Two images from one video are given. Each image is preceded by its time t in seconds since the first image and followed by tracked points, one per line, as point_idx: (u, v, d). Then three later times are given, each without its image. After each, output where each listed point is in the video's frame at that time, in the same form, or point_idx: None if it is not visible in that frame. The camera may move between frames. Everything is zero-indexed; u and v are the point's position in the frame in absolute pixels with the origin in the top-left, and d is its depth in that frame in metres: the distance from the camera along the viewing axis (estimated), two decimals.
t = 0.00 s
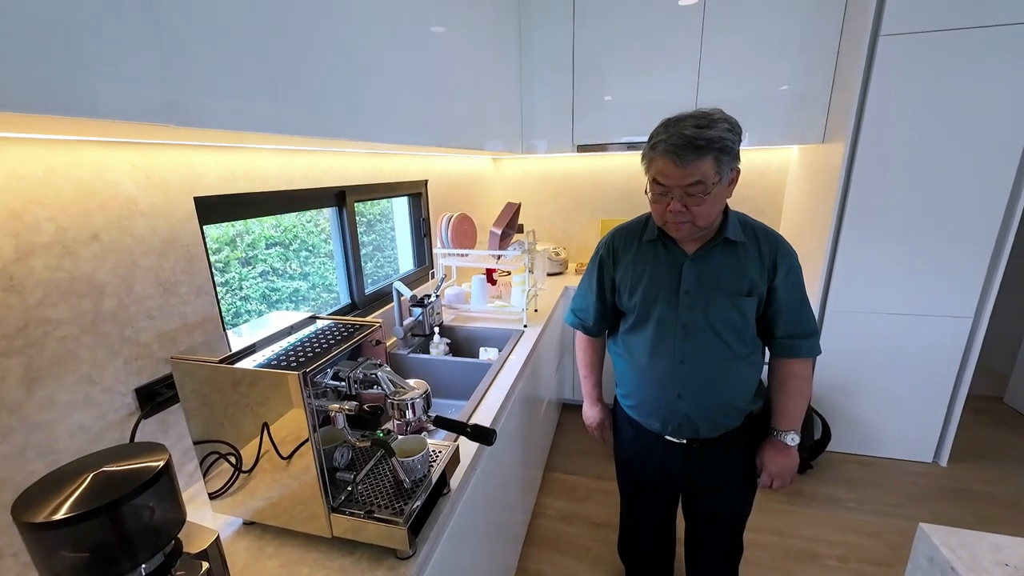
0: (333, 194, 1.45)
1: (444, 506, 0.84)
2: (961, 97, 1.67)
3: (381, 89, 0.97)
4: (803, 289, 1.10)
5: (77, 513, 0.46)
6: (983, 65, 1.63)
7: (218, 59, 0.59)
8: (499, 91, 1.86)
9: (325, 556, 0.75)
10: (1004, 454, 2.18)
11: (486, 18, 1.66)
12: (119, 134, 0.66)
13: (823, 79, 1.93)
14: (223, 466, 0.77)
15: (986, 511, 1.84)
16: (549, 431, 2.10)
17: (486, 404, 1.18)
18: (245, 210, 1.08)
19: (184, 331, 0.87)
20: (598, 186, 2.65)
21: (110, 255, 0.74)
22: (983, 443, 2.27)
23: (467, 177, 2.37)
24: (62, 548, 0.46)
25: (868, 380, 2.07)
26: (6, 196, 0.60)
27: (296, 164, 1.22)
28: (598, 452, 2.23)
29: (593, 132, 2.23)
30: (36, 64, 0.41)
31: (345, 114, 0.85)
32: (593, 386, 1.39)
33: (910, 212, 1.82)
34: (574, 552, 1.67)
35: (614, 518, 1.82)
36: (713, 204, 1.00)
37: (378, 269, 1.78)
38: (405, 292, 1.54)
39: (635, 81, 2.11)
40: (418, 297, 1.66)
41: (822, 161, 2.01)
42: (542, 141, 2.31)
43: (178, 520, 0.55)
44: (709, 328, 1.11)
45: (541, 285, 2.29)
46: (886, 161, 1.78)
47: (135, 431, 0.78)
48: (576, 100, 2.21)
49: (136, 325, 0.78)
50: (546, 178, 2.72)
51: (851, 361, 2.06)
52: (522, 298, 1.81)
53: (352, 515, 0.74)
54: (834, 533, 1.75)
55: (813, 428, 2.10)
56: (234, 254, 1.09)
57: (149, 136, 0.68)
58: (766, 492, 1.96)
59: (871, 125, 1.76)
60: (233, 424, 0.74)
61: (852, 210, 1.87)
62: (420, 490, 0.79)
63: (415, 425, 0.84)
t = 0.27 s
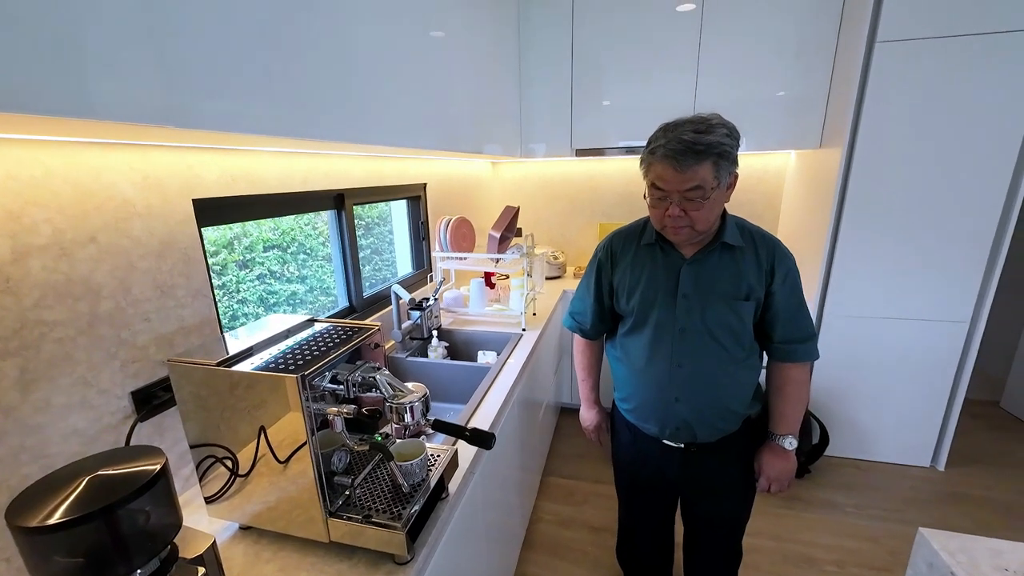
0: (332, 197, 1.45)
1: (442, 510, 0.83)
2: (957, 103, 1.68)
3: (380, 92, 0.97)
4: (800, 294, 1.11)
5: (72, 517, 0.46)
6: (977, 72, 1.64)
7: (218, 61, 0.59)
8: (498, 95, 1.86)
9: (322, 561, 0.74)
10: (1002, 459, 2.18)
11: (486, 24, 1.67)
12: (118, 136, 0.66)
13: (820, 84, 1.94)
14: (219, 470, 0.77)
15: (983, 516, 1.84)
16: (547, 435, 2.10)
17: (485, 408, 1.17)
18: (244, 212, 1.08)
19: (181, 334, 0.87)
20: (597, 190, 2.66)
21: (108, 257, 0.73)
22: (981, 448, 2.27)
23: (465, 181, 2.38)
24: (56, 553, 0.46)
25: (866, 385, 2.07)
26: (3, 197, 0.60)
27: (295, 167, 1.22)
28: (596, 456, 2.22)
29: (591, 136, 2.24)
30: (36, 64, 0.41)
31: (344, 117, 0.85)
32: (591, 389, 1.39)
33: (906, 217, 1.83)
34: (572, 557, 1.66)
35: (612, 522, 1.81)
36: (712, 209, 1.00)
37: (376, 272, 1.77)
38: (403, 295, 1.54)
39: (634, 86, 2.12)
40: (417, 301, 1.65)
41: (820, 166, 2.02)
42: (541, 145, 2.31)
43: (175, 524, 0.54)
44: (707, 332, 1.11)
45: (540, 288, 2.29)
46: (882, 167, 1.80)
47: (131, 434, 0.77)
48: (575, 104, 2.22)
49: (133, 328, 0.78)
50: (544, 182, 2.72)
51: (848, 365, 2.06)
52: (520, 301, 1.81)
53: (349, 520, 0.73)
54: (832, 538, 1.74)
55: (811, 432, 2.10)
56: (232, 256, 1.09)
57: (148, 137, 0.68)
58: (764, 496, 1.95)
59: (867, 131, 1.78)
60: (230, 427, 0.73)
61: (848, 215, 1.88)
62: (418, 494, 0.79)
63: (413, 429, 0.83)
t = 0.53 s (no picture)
0: (330, 200, 1.45)
1: (439, 514, 0.83)
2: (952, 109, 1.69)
3: (379, 95, 0.98)
4: (797, 298, 1.11)
5: (66, 521, 0.46)
6: (972, 77, 1.66)
7: (217, 64, 0.59)
8: (497, 99, 1.87)
9: (319, 565, 0.74)
10: (999, 463, 2.19)
11: (485, 27, 1.68)
12: (116, 139, 0.66)
13: (817, 89, 1.95)
14: (215, 473, 0.76)
15: (980, 520, 1.84)
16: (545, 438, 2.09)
17: (483, 412, 1.17)
18: (241, 215, 1.08)
19: (178, 336, 0.86)
20: (595, 193, 2.67)
21: (104, 260, 0.73)
22: (977, 451, 2.27)
23: (464, 184, 2.38)
24: (49, 558, 0.45)
25: (863, 389, 2.08)
26: None
27: (293, 169, 1.22)
28: (594, 459, 2.22)
29: (590, 140, 2.25)
30: (34, 66, 0.41)
31: (342, 120, 0.85)
32: (589, 393, 1.39)
33: (902, 221, 1.84)
34: (570, 561, 1.65)
35: (611, 526, 1.80)
36: (710, 212, 1.01)
37: (374, 274, 1.77)
38: (401, 298, 1.54)
39: (632, 90, 2.13)
40: (415, 304, 1.65)
41: (816, 170, 2.03)
42: (539, 148, 2.32)
43: (170, 528, 0.54)
44: (705, 336, 1.11)
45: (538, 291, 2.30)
46: (879, 171, 1.81)
47: (127, 438, 0.77)
48: (573, 108, 2.23)
49: (130, 331, 0.77)
50: (543, 185, 2.73)
51: (845, 369, 2.07)
52: (518, 304, 1.81)
53: (346, 523, 0.73)
54: (830, 542, 1.74)
55: (809, 436, 2.10)
56: (230, 259, 1.08)
57: (146, 139, 0.68)
58: (762, 500, 1.95)
59: (864, 136, 1.79)
60: (226, 430, 0.73)
61: (845, 219, 1.88)
62: (415, 498, 0.78)
63: (410, 431, 0.86)
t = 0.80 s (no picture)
0: (330, 202, 1.45)
1: (438, 516, 0.83)
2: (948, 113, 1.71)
3: (378, 98, 0.98)
4: (795, 300, 1.11)
5: (64, 522, 0.46)
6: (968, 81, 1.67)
7: (217, 67, 0.59)
8: (496, 101, 1.87)
9: (317, 567, 0.74)
10: (997, 466, 2.19)
11: (484, 31, 1.68)
12: (116, 141, 0.66)
13: (815, 93, 1.96)
14: (213, 475, 0.76)
15: (978, 522, 1.84)
16: (544, 441, 2.09)
17: (481, 414, 1.17)
18: (240, 217, 1.08)
19: (176, 338, 0.86)
20: (594, 196, 2.67)
21: (103, 261, 0.73)
22: (975, 454, 2.28)
23: (463, 186, 2.38)
24: (47, 559, 0.45)
25: (861, 391, 2.08)
26: None
27: (292, 171, 1.22)
28: (592, 462, 2.22)
29: (589, 142, 2.26)
30: (34, 68, 0.41)
31: (341, 122, 0.86)
32: (587, 396, 1.39)
33: (899, 224, 1.85)
34: (568, 564, 1.65)
35: (609, 529, 1.80)
36: (708, 215, 1.01)
37: (373, 276, 1.77)
38: (400, 300, 1.54)
39: (630, 93, 2.14)
40: (413, 306, 1.65)
41: (814, 173, 2.04)
42: (538, 150, 2.32)
43: (167, 531, 0.54)
44: (703, 338, 1.11)
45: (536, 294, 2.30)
46: (876, 174, 1.82)
47: (124, 440, 0.77)
48: (572, 110, 2.23)
49: (128, 332, 0.77)
50: (541, 187, 2.73)
51: (843, 371, 2.07)
52: (517, 306, 1.82)
53: (344, 526, 0.73)
54: (828, 545, 1.74)
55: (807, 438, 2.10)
56: (229, 261, 1.08)
57: (146, 142, 0.68)
58: (760, 503, 1.95)
59: (861, 139, 1.80)
60: (224, 432, 0.73)
61: (843, 222, 1.89)
62: (414, 500, 0.78)
63: (409, 434, 0.86)
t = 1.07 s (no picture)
0: (329, 203, 1.46)
1: (436, 517, 0.83)
2: (945, 116, 1.72)
3: (379, 100, 0.99)
4: (793, 301, 1.12)
5: (62, 523, 0.46)
6: (965, 85, 1.67)
7: (216, 69, 0.60)
8: (495, 104, 1.88)
9: (315, 568, 0.74)
10: (995, 468, 2.19)
11: (484, 34, 1.69)
12: (116, 142, 0.66)
13: (813, 96, 1.97)
14: (211, 476, 0.76)
15: (977, 524, 1.84)
16: (543, 443, 2.09)
17: (480, 415, 1.17)
18: (240, 218, 1.08)
19: (175, 339, 0.86)
20: (593, 198, 2.68)
21: (103, 262, 0.73)
22: (973, 456, 2.28)
23: (462, 188, 2.39)
24: (45, 560, 0.45)
25: (859, 393, 2.09)
26: None
27: (292, 173, 1.23)
28: (591, 464, 2.22)
29: (588, 145, 2.26)
30: (35, 70, 0.41)
31: (341, 124, 0.86)
32: (586, 397, 1.39)
33: (897, 227, 1.85)
34: (567, 566, 1.65)
35: (608, 530, 1.80)
36: (707, 218, 1.02)
37: (372, 278, 1.77)
38: (399, 302, 1.54)
39: (629, 96, 2.15)
40: (412, 308, 1.65)
41: (812, 175, 2.05)
42: (537, 152, 2.33)
43: (165, 531, 0.54)
44: (702, 340, 1.11)
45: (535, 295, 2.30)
46: (873, 177, 1.82)
47: (123, 441, 0.77)
48: (572, 113, 2.24)
49: (127, 333, 0.77)
50: (541, 189, 2.74)
51: (842, 373, 2.08)
52: (516, 308, 1.82)
53: (343, 527, 0.73)
54: (827, 546, 1.74)
55: (806, 440, 2.11)
56: (228, 262, 1.08)
57: (145, 143, 0.68)
58: (759, 505, 1.95)
59: (858, 142, 1.81)
60: (222, 433, 0.73)
61: (841, 224, 1.90)
62: (412, 501, 0.78)
63: (408, 436, 0.83)
